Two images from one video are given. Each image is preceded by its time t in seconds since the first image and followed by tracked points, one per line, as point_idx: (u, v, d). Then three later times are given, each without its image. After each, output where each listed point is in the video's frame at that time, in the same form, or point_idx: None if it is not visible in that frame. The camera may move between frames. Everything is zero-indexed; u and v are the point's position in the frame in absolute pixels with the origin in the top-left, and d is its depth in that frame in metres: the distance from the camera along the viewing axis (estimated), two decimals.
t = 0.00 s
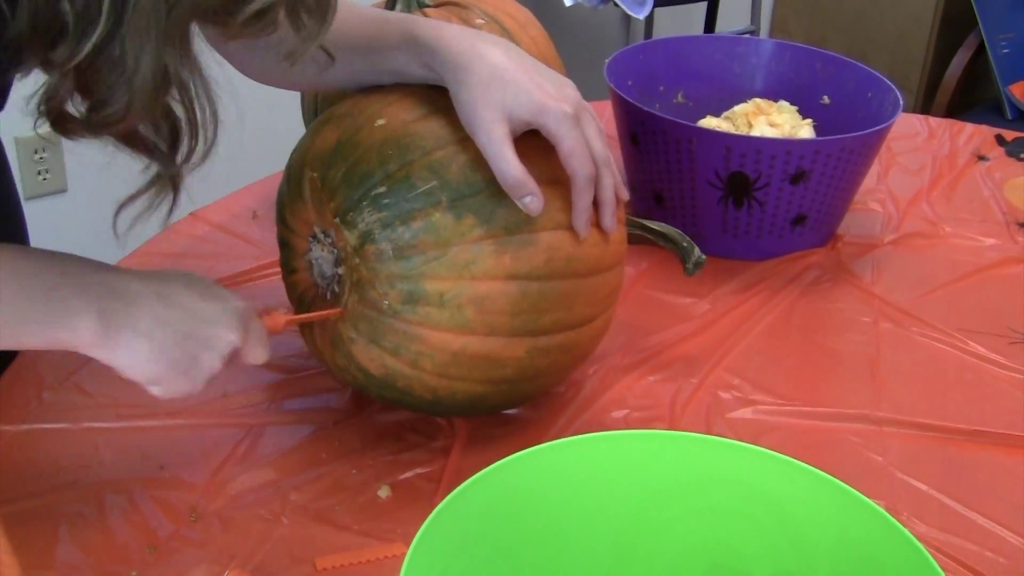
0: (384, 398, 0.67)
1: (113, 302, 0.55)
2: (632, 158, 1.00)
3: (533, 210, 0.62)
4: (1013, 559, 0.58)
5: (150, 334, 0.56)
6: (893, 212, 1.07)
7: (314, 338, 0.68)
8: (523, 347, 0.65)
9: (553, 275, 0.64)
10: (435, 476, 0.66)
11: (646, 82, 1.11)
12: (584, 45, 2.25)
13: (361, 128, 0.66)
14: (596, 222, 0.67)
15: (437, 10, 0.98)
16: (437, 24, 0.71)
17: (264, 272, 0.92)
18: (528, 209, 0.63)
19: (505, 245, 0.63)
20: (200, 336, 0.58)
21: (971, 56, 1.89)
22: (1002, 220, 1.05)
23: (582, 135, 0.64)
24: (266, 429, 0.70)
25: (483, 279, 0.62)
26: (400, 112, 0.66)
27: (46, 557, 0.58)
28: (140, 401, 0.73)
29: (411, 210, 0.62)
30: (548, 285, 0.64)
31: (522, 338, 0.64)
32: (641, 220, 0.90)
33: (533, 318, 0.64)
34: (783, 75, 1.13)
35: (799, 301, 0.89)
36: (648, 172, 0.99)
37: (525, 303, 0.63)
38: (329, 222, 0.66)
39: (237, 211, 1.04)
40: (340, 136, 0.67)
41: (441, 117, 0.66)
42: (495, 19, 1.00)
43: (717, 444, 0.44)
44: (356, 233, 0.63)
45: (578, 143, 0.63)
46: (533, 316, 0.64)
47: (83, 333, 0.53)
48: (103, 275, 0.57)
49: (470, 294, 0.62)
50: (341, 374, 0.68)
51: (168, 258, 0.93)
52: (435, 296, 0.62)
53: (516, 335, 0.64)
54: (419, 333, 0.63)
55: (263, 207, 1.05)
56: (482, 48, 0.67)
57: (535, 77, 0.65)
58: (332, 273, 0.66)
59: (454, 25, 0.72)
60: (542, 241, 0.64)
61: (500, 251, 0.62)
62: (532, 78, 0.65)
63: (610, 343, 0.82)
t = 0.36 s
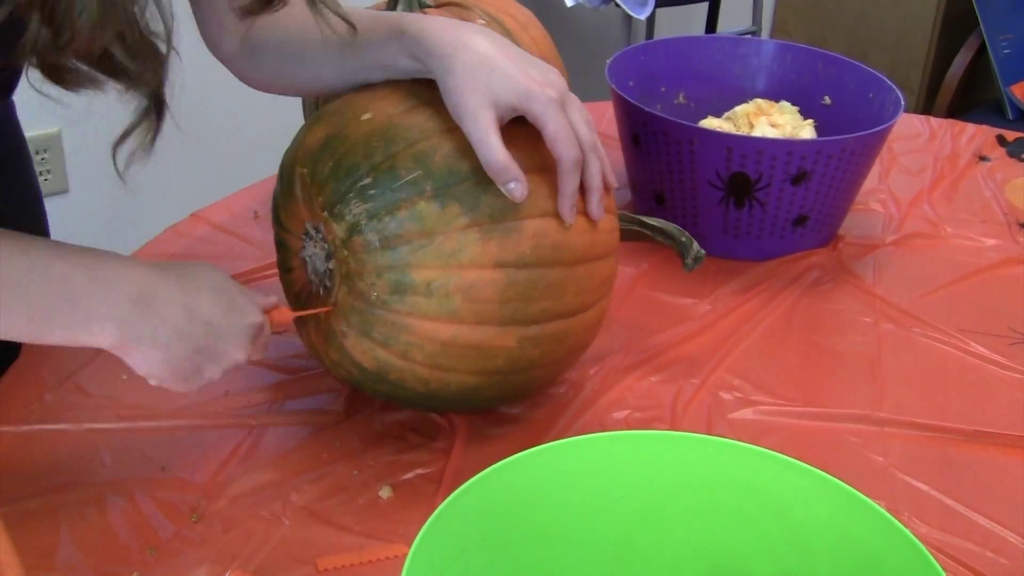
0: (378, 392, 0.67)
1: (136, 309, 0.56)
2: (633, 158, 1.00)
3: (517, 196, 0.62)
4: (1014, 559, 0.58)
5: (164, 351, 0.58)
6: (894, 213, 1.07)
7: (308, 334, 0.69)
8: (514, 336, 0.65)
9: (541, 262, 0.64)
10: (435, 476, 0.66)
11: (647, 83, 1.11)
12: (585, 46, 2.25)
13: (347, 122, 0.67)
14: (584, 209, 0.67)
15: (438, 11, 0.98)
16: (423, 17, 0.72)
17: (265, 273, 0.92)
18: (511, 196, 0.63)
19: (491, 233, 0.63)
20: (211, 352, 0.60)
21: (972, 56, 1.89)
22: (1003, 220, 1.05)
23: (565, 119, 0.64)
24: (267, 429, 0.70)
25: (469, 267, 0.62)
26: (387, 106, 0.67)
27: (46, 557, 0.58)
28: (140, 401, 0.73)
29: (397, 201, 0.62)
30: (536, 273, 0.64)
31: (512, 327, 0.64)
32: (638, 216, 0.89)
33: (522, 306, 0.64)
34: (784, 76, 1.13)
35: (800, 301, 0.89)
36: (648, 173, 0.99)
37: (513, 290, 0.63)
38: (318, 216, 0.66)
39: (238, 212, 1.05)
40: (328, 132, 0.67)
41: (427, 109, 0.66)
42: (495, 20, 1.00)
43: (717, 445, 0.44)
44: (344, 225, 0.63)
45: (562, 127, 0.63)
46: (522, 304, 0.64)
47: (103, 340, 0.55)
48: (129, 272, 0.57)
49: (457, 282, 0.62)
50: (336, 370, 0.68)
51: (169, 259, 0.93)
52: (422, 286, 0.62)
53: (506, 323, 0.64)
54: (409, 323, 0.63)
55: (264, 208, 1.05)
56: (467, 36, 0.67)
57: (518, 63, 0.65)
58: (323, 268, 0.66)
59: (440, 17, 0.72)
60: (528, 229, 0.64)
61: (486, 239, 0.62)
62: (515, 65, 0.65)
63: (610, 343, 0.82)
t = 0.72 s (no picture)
0: (389, 386, 0.67)
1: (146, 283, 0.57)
2: (633, 157, 1.00)
3: (519, 179, 0.62)
4: (1014, 559, 0.58)
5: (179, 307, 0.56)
6: (894, 212, 1.07)
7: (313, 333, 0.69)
8: (525, 319, 0.65)
9: (549, 243, 0.64)
10: (435, 475, 0.66)
11: (647, 82, 1.11)
12: (585, 46, 2.25)
13: (348, 118, 0.67)
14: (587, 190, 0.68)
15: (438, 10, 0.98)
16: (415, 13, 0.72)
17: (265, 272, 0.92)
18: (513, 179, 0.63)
19: (499, 217, 0.63)
20: (231, 307, 0.58)
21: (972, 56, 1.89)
22: (1003, 220, 1.05)
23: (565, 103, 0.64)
24: (266, 428, 0.70)
25: (480, 253, 0.62)
26: (385, 99, 0.67)
27: (46, 557, 0.58)
28: (140, 400, 0.73)
29: (403, 190, 0.62)
30: (545, 255, 0.64)
31: (523, 310, 0.64)
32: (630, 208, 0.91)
33: (532, 289, 0.64)
34: (784, 75, 1.13)
35: (800, 300, 0.89)
36: (648, 172, 0.99)
37: (524, 273, 0.63)
38: (322, 212, 0.66)
39: (237, 211, 1.05)
40: (329, 129, 0.67)
41: (426, 102, 0.66)
42: (495, 19, 1.00)
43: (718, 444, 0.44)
44: (350, 218, 0.63)
45: (562, 109, 0.63)
46: (532, 288, 0.64)
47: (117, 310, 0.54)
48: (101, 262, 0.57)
49: (468, 268, 0.62)
50: (345, 368, 0.68)
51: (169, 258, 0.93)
52: (433, 273, 0.62)
53: (517, 307, 0.64)
54: (421, 312, 0.63)
55: (264, 207, 1.05)
56: (459, 27, 0.67)
57: (513, 50, 0.65)
58: (328, 264, 0.66)
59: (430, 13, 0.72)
60: (535, 211, 0.64)
61: (494, 223, 0.62)
62: (511, 52, 0.65)
63: (610, 343, 0.82)
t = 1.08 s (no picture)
0: (377, 396, 0.68)
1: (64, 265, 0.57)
2: (633, 158, 1.00)
3: (520, 206, 0.61)
4: (1014, 559, 0.58)
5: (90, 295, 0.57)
6: (894, 213, 1.07)
7: (309, 334, 0.69)
8: (512, 346, 0.64)
9: (542, 273, 0.64)
10: (435, 476, 0.66)
11: (647, 82, 1.11)
12: (585, 46, 2.25)
13: (353, 127, 0.67)
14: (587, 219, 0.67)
15: (438, 11, 0.98)
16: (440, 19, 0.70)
17: (265, 272, 0.92)
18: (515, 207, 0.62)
19: (492, 244, 0.62)
20: (147, 299, 0.59)
21: (972, 56, 1.89)
22: (1003, 220, 1.05)
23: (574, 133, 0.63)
24: (267, 429, 0.70)
25: (469, 278, 0.62)
26: (393, 111, 0.66)
27: (46, 557, 0.58)
28: (140, 401, 0.73)
29: (399, 208, 0.62)
30: (537, 285, 0.64)
31: (510, 338, 0.64)
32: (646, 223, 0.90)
33: (521, 318, 0.64)
34: (784, 75, 1.13)
35: (800, 301, 0.89)
36: (648, 172, 0.99)
37: (514, 302, 0.63)
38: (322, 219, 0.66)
39: (238, 211, 1.05)
40: (334, 135, 0.67)
41: (433, 115, 0.66)
42: (495, 20, 1.00)
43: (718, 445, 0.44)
44: (346, 230, 0.64)
45: (570, 138, 0.62)
46: (521, 316, 0.64)
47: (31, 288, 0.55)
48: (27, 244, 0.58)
49: (456, 293, 0.62)
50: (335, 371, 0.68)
51: (168, 259, 0.93)
52: (421, 294, 0.62)
53: (504, 335, 0.64)
54: (407, 331, 0.63)
55: (264, 208, 1.05)
56: (478, 41, 0.66)
57: (528, 72, 0.64)
58: (325, 269, 0.67)
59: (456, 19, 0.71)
60: (529, 240, 0.63)
61: (487, 250, 0.62)
62: (524, 73, 0.64)
63: (610, 343, 0.82)
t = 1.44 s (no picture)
0: (391, 407, 0.68)
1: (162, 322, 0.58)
2: (633, 158, 1.00)
3: (546, 219, 0.62)
4: (1014, 559, 0.58)
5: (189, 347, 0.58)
6: (894, 213, 1.07)
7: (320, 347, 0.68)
8: (534, 355, 0.65)
9: (564, 283, 0.64)
10: (435, 476, 0.66)
11: (647, 82, 1.11)
12: (586, 46, 2.25)
13: (367, 140, 0.66)
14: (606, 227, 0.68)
15: (437, 10, 0.98)
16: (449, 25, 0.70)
17: (266, 272, 0.92)
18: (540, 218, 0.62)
19: (516, 256, 0.63)
20: (246, 348, 0.61)
21: (972, 56, 1.89)
22: (1003, 220, 1.05)
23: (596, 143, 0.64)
24: (267, 429, 0.70)
25: (495, 290, 0.62)
26: (407, 122, 0.66)
27: (46, 557, 0.58)
28: (140, 401, 0.73)
29: (422, 222, 0.62)
30: (559, 295, 0.64)
31: (533, 347, 0.65)
32: (640, 219, 0.87)
33: (544, 327, 0.64)
34: (784, 75, 1.13)
35: (800, 301, 0.89)
36: (648, 172, 0.99)
37: (537, 313, 0.64)
38: (337, 234, 0.65)
39: (237, 211, 1.05)
40: (346, 148, 0.67)
41: (449, 125, 0.65)
42: (495, 20, 1.00)
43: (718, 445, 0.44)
44: (365, 245, 0.63)
45: (595, 150, 0.63)
46: (544, 326, 0.64)
47: (129, 350, 0.56)
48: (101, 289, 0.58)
49: (481, 306, 0.62)
50: (348, 383, 0.68)
51: (169, 259, 0.93)
52: (446, 309, 0.62)
53: (527, 344, 0.64)
54: (431, 345, 0.63)
55: (264, 208, 1.05)
56: (496, 48, 0.66)
57: (550, 80, 0.65)
58: (336, 282, 0.66)
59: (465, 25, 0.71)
60: (553, 251, 0.64)
61: (511, 262, 0.62)
62: (550, 84, 0.64)
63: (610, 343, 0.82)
